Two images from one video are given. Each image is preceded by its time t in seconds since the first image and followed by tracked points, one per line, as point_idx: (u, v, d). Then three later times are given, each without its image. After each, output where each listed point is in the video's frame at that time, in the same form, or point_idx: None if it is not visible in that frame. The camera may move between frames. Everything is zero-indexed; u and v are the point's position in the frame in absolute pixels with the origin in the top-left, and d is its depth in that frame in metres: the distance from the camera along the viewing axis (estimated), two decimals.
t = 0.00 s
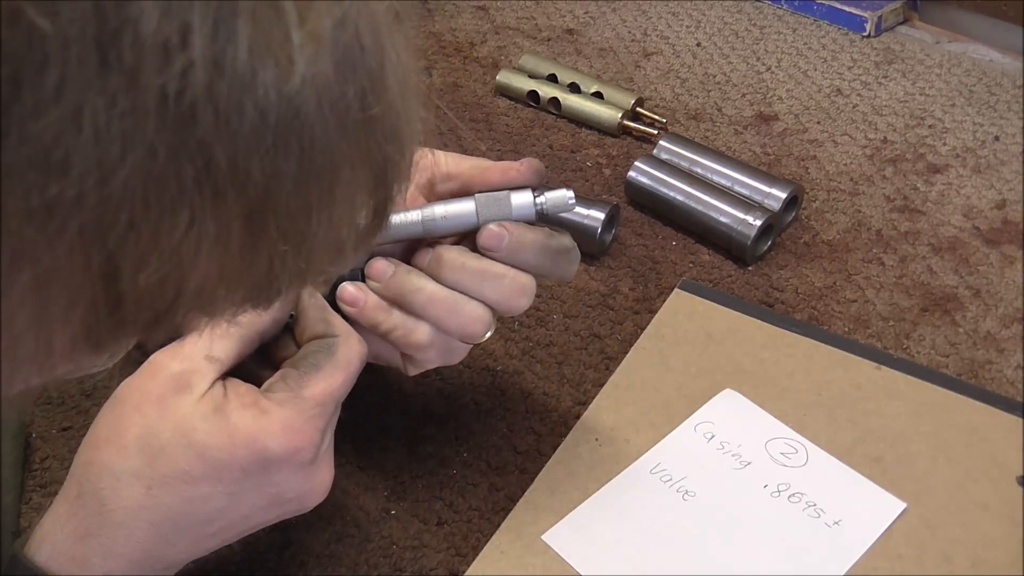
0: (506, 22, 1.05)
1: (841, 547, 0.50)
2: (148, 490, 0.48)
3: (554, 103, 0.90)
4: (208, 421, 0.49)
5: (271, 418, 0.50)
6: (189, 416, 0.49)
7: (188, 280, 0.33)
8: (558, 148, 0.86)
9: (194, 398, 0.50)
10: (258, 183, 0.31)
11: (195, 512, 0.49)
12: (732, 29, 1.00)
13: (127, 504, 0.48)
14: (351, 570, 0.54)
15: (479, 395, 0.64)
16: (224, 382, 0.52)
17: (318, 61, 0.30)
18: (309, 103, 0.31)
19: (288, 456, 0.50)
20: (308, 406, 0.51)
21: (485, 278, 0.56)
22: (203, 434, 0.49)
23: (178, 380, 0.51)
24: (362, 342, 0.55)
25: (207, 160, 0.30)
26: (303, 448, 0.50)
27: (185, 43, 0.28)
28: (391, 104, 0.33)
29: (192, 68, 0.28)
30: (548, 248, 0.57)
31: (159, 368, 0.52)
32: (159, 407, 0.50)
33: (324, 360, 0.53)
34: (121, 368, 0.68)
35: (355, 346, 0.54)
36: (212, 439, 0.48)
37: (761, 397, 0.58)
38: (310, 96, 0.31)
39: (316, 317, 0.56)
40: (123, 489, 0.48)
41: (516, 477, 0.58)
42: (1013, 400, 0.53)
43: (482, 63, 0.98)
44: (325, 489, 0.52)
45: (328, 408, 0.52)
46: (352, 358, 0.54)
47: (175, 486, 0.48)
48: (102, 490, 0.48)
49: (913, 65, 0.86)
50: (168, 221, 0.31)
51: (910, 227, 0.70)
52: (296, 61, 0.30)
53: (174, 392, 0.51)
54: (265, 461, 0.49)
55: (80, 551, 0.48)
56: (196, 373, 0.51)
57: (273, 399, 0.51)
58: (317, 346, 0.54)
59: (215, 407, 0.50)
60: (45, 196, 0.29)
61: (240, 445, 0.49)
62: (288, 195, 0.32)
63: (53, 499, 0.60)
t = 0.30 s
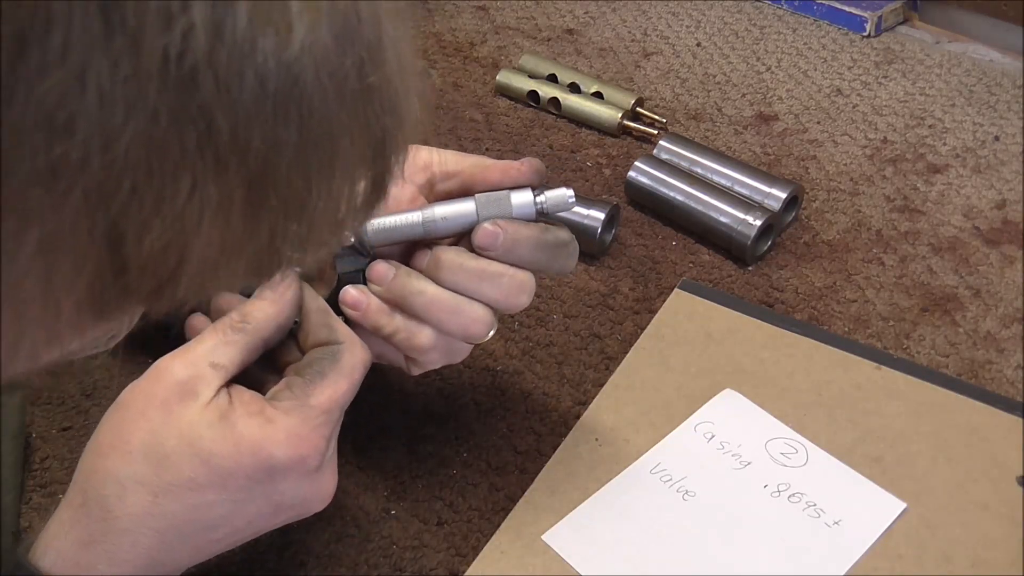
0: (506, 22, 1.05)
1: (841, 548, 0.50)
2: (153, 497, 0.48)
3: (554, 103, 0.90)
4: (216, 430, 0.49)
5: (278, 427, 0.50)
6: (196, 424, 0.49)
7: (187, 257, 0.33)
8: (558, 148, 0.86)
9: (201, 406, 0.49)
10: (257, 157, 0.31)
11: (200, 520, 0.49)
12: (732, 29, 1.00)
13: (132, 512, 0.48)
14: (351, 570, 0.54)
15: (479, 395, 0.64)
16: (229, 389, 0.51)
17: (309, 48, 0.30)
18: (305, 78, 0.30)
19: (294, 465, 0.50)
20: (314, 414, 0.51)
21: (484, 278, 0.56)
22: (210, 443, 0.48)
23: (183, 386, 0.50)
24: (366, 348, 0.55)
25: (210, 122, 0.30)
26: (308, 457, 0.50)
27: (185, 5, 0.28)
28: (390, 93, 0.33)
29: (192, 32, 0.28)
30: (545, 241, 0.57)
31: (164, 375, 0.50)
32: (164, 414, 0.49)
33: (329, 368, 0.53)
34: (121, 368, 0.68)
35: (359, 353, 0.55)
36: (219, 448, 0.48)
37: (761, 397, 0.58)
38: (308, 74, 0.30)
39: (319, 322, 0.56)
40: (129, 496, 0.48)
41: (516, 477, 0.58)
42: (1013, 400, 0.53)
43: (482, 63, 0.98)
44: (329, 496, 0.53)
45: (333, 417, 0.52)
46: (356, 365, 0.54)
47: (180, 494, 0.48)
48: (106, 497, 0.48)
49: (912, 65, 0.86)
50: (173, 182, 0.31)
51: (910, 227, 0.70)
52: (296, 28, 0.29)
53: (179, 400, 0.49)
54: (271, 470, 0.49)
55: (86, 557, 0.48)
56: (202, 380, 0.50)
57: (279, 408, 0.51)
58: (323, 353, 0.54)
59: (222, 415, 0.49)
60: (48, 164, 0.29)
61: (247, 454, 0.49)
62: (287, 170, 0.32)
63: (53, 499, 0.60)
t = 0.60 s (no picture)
0: (507, 22, 1.05)
1: (842, 548, 0.50)
2: (165, 507, 0.47)
3: (554, 103, 0.90)
4: (226, 442, 0.47)
5: (287, 439, 0.49)
6: (205, 436, 0.47)
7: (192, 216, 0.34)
8: (559, 148, 0.86)
9: (209, 420, 0.48)
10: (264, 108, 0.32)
11: (209, 529, 0.48)
12: (732, 29, 1.00)
13: (142, 523, 0.46)
14: (351, 570, 0.54)
15: (479, 395, 0.64)
16: (234, 402, 0.50)
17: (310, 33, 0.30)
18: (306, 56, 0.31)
19: (305, 476, 0.49)
20: (323, 426, 0.50)
21: (491, 283, 0.57)
22: (221, 455, 0.47)
23: (191, 398, 0.48)
24: (373, 359, 0.54)
25: (220, 52, 0.30)
26: (317, 468, 0.50)
27: None
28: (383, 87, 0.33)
29: None
30: (549, 246, 0.57)
31: (171, 386, 0.48)
32: (171, 426, 0.47)
33: (337, 379, 0.52)
34: (121, 368, 0.68)
35: (365, 360, 0.53)
36: (230, 460, 0.47)
37: (761, 397, 0.58)
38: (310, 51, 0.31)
39: (325, 332, 0.54)
40: (140, 507, 0.46)
41: (516, 477, 0.58)
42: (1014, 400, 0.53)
43: (482, 64, 0.98)
44: (331, 505, 0.53)
45: (341, 427, 0.51)
46: (364, 376, 0.52)
47: (191, 504, 0.47)
48: (115, 510, 0.46)
49: (913, 66, 0.87)
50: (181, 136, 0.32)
51: (909, 227, 0.70)
52: None
53: (187, 414, 0.48)
54: (282, 480, 0.49)
55: (96, 567, 0.47)
56: (210, 392, 0.49)
57: (288, 420, 0.50)
58: (331, 362, 0.53)
59: (231, 428, 0.48)
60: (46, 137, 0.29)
61: (258, 466, 0.47)
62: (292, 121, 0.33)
63: (52, 499, 0.60)
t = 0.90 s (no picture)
0: (507, 22, 1.05)
1: (842, 548, 0.50)
2: (165, 509, 0.46)
3: (554, 103, 0.90)
4: (223, 445, 0.47)
5: (285, 442, 0.49)
6: (203, 438, 0.47)
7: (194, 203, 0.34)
8: (559, 148, 0.86)
9: (206, 422, 0.48)
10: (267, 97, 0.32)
11: (209, 530, 0.48)
12: (732, 29, 1.00)
13: (142, 525, 0.46)
14: (351, 570, 0.54)
15: (479, 395, 0.64)
16: (231, 403, 0.50)
17: (308, 32, 0.30)
18: (307, 50, 0.31)
19: (303, 478, 0.49)
20: (320, 429, 0.50)
21: (495, 290, 0.57)
22: (219, 458, 0.47)
23: (188, 400, 0.48)
24: (373, 360, 0.54)
25: (233, 19, 0.29)
26: (315, 471, 0.50)
27: None
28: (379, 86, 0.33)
29: None
30: (550, 250, 0.57)
31: (169, 387, 0.48)
32: (169, 427, 0.47)
33: (336, 382, 0.52)
34: (121, 368, 0.68)
35: (364, 362, 0.53)
36: (228, 463, 0.47)
37: (761, 397, 0.58)
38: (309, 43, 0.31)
39: (325, 334, 0.54)
40: (139, 509, 0.46)
41: (516, 477, 0.58)
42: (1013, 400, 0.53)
43: (482, 64, 0.98)
44: (330, 506, 0.53)
45: (339, 430, 0.51)
46: (364, 378, 0.52)
47: (191, 505, 0.47)
48: (115, 511, 0.46)
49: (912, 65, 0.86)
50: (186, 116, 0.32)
51: (910, 227, 0.70)
52: None
53: (184, 415, 0.48)
54: (280, 482, 0.49)
55: (96, 568, 0.47)
56: (207, 395, 0.49)
57: (285, 423, 0.50)
58: (330, 364, 0.53)
59: (228, 431, 0.48)
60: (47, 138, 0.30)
61: (256, 468, 0.47)
62: (293, 112, 0.33)
63: (52, 499, 0.60)
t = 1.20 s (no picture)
0: (506, 22, 1.05)
1: (843, 548, 0.50)
2: (163, 506, 0.47)
3: (554, 103, 0.90)
4: (222, 442, 0.47)
5: (284, 441, 0.48)
6: (202, 436, 0.47)
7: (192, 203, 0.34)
8: (559, 148, 0.86)
9: (206, 419, 0.48)
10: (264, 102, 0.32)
11: (207, 528, 0.48)
12: (732, 29, 1.00)
13: (141, 522, 0.46)
14: (351, 570, 0.54)
15: (479, 395, 0.64)
16: (232, 402, 0.50)
17: (308, 35, 0.30)
18: (307, 53, 0.31)
19: (302, 478, 0.49)
20: (319, 429, 0.50)
21: (499, 295, 0.57)
22: (218, 455, 0.47)
23: (188, 398, 0.48)
24: (374, 360, 0.53)
25: (236, 15, 0.29)
26: (313, 471, 0.49)
27: None
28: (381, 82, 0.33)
29: None
30: (554, 256, 0.57)
31: (168, 386, 0.48)
32: (169, 425, 0.47)
33: (336, 382, 0.51)
34: (122, 368, 0.68)
35: (365, 363, 0.53)
36: (227, 461, 0.47)
37: (761, 397, 0.58)
38: (310, 47, 0.31)
39: (326, 334, 0.54)
40: (138, 506, 0.46)
41: (516, 477, 0.58)
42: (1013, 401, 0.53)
43: (482, 64, 0.98)
44: (328, 506, 0.53)
45: (338, 429, 0.51)
46: (364, 379, 0.52)
47: (189, 503, 0.47)
48: (114, 508, 0.46)
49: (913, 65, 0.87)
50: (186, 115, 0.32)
51: (910, 227, 0.70)
52: None
53: (184, 413, 0.48)
54: (279, 481, 0.48)
55: (94, 566, 0.47)
56: (207, 393, 0.49)
57: (284, 422, 0.50)
58: (330, 364, 0.53)
59: (228, 429, 0.48)
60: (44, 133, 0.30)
61: (255, 467, 0.47)
62: (293, 113, 0.33)
63: (52, 499, 0.60)
